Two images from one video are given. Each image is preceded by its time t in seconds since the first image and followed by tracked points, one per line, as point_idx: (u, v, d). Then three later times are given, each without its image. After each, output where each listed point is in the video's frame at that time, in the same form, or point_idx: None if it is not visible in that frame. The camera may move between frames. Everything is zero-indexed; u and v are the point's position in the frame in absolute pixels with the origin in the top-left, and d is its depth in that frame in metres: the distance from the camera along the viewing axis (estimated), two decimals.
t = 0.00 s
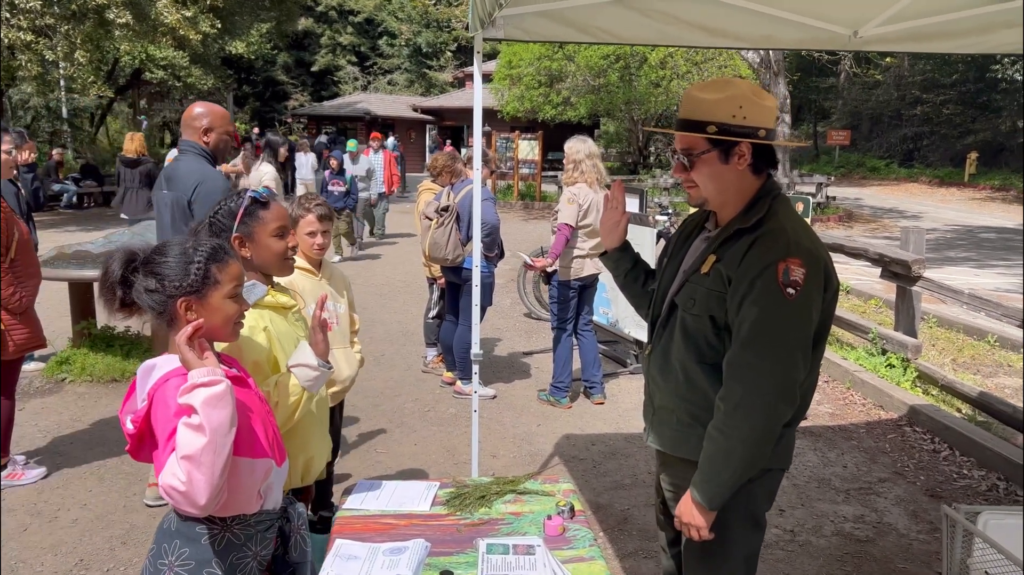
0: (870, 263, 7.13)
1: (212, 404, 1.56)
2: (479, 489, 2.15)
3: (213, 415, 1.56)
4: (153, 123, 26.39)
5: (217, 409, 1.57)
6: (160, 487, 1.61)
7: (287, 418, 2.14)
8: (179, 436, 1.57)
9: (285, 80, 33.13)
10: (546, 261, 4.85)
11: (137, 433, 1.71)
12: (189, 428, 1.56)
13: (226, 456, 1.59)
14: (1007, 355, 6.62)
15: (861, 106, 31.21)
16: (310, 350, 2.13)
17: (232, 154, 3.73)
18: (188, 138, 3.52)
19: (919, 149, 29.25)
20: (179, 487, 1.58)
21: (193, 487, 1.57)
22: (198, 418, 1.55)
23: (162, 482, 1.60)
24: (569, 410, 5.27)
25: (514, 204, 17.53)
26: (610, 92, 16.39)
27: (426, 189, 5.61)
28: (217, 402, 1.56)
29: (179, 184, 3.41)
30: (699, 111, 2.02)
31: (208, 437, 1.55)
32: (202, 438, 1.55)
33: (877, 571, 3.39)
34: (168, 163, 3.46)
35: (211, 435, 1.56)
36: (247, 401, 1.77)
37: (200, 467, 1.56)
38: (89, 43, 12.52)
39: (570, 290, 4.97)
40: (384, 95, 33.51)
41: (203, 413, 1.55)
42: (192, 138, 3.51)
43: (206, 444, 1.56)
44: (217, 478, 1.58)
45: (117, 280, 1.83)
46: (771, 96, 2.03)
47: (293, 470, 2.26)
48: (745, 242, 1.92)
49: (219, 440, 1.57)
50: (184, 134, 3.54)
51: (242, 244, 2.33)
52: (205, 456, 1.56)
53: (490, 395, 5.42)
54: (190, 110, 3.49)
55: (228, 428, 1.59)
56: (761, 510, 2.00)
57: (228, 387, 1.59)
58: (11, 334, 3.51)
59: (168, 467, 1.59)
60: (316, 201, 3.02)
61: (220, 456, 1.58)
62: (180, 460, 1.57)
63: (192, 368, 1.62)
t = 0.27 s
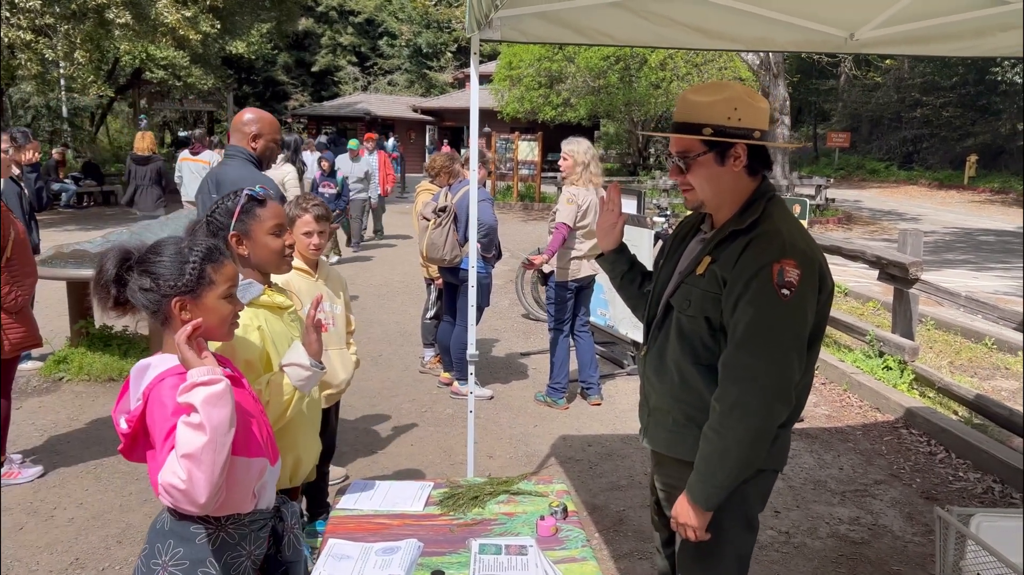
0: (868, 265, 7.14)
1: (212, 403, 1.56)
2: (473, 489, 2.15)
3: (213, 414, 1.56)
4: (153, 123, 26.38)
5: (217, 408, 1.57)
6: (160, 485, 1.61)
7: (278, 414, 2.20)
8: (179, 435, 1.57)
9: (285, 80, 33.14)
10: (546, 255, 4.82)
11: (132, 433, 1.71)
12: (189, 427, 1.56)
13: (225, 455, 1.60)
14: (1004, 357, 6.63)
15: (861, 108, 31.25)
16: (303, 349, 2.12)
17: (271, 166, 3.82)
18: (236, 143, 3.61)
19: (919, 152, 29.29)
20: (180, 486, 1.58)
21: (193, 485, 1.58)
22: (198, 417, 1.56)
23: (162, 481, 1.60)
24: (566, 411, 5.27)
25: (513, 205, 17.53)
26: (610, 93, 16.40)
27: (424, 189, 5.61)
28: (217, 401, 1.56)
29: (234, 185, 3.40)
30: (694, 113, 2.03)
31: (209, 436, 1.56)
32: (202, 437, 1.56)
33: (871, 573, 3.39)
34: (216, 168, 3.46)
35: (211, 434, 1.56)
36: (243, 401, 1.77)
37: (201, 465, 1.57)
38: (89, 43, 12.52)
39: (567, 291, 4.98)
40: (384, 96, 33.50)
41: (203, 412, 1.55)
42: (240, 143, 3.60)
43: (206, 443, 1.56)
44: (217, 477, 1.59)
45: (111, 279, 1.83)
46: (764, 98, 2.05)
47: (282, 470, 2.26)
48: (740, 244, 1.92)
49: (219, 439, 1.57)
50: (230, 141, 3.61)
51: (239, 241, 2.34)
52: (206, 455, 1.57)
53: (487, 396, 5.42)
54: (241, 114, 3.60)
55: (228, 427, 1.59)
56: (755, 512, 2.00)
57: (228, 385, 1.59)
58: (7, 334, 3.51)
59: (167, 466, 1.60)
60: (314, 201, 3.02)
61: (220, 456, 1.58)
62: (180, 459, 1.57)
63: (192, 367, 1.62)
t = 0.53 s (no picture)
0: (864, 267, 7.14)
1: (201, 399, 1.56)
2: (463, 488, 2.15)
3: (202, 410, 1.56)
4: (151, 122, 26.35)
5: (206, 404, 1.57)
6: (148, 481, 1.61)
7: (264, 414, 2.18)
8: (167, 431, 1.57)
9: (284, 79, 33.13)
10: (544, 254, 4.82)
11: (119, 430, 1.70)
12: (178, 423, 1.56)
13: (214, 453, 1.60)
14: (1000, 359, 6.64)
15: (860, 110, 31.26)
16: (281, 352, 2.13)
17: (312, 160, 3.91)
18: (276, 137, 3.69)
19: (918, 154, 29.34)
20: (168, 482, 1.58)
21: (181, 482, 1.57)
22: (187, 413, 1.55)
23: (150, 478, 1.60)
24: (560, 411, 5.28)
25: (512, 205, 17.52)
26: (609, 94, 16.41)
27: (420, 189, 5.61)
28: (206, 397, 1.56)
29: (274, 181, 3.51)
30: (684, 113, 2.04)
31: (197, 432, 1.56)
32: (191, 433, 1.55)
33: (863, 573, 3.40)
34: (258, 163, 3.56)
35: (200, 430, 1.56)
36: (231, 398, 1.77)
37: (189, 462, 1.57)
38: (87, 42, 12.51)
39: (563, 291, 4.97)
40: (383, 95, 33.49)
41: (191, 409, 1.55)
42: (282, 138, 3.68)
43: (195, 440, 1.56)
44: (205, 474, 1.59)
45: (98, 274, 1.83)
46: (753, 99, 2.06)
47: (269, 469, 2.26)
48: (728, 244, 1.93)
49: (208, 435, 1.57)
50: (272, 135, 3.69)
51: (223, 242, 2.34)
52: (194, 451, 1.56)
53: (482, 396, 5.42)
54: (283, 111, 3.68)
55: (217, 424, 1.59)
56: (742, 511, 2.01)
57: (217, 382, 1.60)
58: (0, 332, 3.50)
59: (156, 463, 1.60)
60: (307, 200, 3.02)
61: (208, 452, 1.58)
62: (168, 455, 1.57)
63: (180, 364, 1.62)
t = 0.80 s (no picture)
0: (861, 266, 7.15)
1: (188, 398, 1.56)
2: (456, 486, 2.15)
3: (190, 409, 1.56)
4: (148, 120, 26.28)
5: (193, 403, 1.56)
6: (135, 481, 1.61)
7: (256, 411, 2.21)
8: (154, 430, 1.57)
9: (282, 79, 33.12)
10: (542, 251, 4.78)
11: (108, 428, 1.70)
12: (165, 422, 1.55)
13: (202, 451, 1.59)
14: (996, 359, 6.65)
15: (858, 110, 31.30)
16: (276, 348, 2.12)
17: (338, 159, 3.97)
18: (300, 139, 3.77)
19: (916, 155, 29.41)
20: (156, 482, 1.58)
21: (169, 482, 1.57)
22: (174, 412, 1.55)
23: (137, 477, 1.60)
24: (556, 411, 5.28)
25: (509, 205, 17.52)
26: (606, 94, 16.40)
27: (416, 188, 5.61)
28: (193, 396, 1.56)
29: (297, 182, 3.62)
30: (676, 111, 2.05)
31: (185, 431, 1.55)
32: (178, 433, 1.55)
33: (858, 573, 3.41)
34: (284, 164, 3.70)
35: (187, 429, 1.56)
36: (220, 396, 1.76)
37: (176, 461, 1.56)
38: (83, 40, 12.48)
39: (560, 290, 4.97)
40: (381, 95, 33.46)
41: (179, 408, 1.55)
42: (306, 139, 3.75)
43: (183, 438, 1.55)
44: (193, 472, 1.58)
45: (87, 273, 1.82)
46: (744, 96, 2.08)
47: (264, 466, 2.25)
48: (720, 242, 1.93)
49: (196, 434, 1.57)
50: (296, 136, 3.77)
51: (207, 240, 2.32)
52: (181, 451, 1.56)
53: (478, 395, 5.42)
54: (306, 112, 3.72)
55: (204, 423, 1.59)
56: (736, 509, 2.01)
57: (205, 381, 1.59)
58: None
59: (143, 462, 1.59)
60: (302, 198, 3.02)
61: (196, 451, 1.58)
62: (155, 454, 1.57)
63: (167, 363, 1.61)
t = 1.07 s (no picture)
0: (857, 265, 7.16)
1: (184, 400, 1.55)
2: (456, 485, 2.14)
3: (186, 411, 1.55)
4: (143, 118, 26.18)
5: (190, 405, 1.56)
6: (131, 482, 1.60)
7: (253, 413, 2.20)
8: (151, 431, 1.56)
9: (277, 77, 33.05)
10: (547, 264, 4.86)
11: (105, 428, 1.69)
12: (161, 424, 1.54)
13: (198, 452, 1.58)
14: (992, 358, 6.66)
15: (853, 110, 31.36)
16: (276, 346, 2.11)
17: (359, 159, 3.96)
18: (320, 142, 3.78)
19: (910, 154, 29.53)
20: (151, 483, 1.56)
21: (164, 483, 1.56)
22: (171, 414, 1.54)
23: (133, 479, 1.59)
24: (554, 410, 5.27)
25: (505, 204, 17.51)
26: (602, 93, 16.41)
27: (414, 187, 5.59)
28: (190, 397, 1.55)
29: (315, 183, 3.68)
30: (673, 109, 2.03)
31: (181, 433, 1.54)
32: (174, 435, 1.54)
33: (855, 571, 3.41)
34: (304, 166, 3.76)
35: (183, 431, 1.55)
36: (217, 395, 1.76)
37: (173, 463, 1.55)
38: (78, 38, 12.44)
39: (556, 291, 4.98)
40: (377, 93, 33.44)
41: (175, 409, 1.54)
42: (325, 141, 3.76)
43: (180, 440, 1.55)
44: (190, 474, 1.57)
45: (82, 272, 1.81)
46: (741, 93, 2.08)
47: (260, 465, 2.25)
48: (718, 239, 1.93)
49: (193, 436, 1.56)
50: (315, 138, 3.79)
51: (206, 238, 2.32)
52: (178, 453, 1.55)
53: (475, 394, 5.42)
54: (322, 115, 3.74)
55: (201, 424, 1.58)
56: (734, 508, 2.00)
57: (202, 382, 1.58)
58: None
59: (139, 463, 1.58)
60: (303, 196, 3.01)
61: (193, 453, 1.57)
62: (151, 456, 1.56)
63: (164, 364, 1.60)
